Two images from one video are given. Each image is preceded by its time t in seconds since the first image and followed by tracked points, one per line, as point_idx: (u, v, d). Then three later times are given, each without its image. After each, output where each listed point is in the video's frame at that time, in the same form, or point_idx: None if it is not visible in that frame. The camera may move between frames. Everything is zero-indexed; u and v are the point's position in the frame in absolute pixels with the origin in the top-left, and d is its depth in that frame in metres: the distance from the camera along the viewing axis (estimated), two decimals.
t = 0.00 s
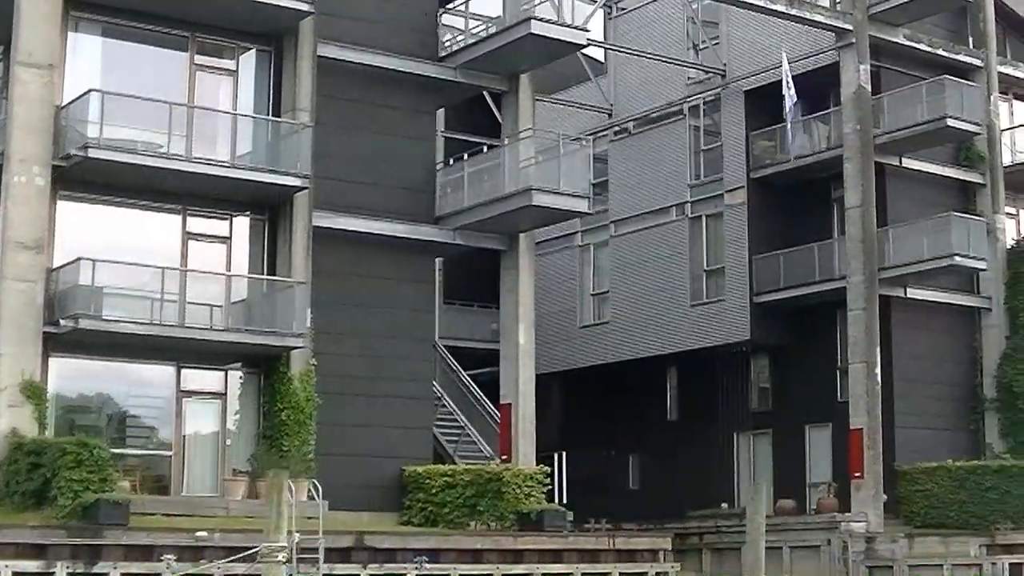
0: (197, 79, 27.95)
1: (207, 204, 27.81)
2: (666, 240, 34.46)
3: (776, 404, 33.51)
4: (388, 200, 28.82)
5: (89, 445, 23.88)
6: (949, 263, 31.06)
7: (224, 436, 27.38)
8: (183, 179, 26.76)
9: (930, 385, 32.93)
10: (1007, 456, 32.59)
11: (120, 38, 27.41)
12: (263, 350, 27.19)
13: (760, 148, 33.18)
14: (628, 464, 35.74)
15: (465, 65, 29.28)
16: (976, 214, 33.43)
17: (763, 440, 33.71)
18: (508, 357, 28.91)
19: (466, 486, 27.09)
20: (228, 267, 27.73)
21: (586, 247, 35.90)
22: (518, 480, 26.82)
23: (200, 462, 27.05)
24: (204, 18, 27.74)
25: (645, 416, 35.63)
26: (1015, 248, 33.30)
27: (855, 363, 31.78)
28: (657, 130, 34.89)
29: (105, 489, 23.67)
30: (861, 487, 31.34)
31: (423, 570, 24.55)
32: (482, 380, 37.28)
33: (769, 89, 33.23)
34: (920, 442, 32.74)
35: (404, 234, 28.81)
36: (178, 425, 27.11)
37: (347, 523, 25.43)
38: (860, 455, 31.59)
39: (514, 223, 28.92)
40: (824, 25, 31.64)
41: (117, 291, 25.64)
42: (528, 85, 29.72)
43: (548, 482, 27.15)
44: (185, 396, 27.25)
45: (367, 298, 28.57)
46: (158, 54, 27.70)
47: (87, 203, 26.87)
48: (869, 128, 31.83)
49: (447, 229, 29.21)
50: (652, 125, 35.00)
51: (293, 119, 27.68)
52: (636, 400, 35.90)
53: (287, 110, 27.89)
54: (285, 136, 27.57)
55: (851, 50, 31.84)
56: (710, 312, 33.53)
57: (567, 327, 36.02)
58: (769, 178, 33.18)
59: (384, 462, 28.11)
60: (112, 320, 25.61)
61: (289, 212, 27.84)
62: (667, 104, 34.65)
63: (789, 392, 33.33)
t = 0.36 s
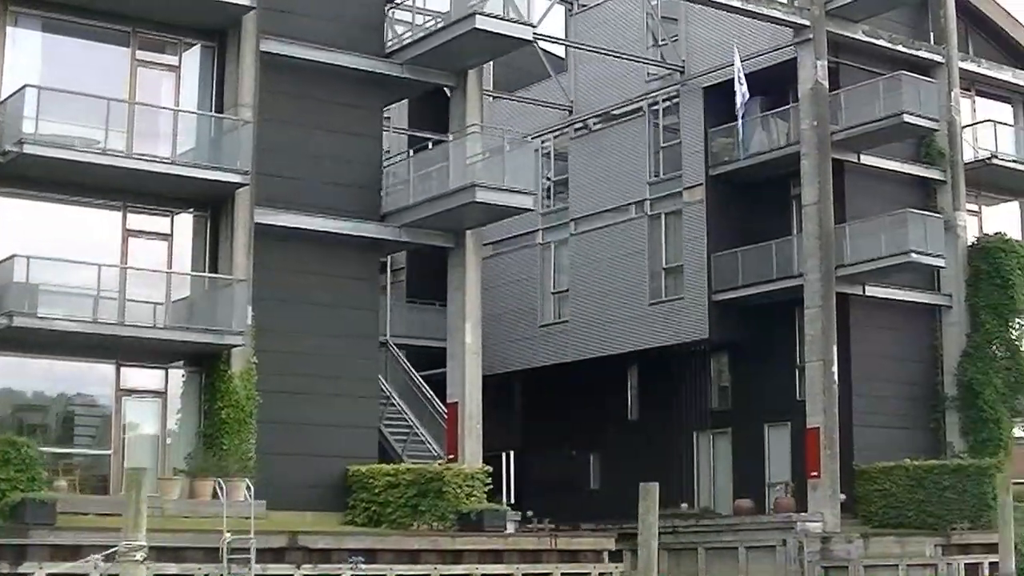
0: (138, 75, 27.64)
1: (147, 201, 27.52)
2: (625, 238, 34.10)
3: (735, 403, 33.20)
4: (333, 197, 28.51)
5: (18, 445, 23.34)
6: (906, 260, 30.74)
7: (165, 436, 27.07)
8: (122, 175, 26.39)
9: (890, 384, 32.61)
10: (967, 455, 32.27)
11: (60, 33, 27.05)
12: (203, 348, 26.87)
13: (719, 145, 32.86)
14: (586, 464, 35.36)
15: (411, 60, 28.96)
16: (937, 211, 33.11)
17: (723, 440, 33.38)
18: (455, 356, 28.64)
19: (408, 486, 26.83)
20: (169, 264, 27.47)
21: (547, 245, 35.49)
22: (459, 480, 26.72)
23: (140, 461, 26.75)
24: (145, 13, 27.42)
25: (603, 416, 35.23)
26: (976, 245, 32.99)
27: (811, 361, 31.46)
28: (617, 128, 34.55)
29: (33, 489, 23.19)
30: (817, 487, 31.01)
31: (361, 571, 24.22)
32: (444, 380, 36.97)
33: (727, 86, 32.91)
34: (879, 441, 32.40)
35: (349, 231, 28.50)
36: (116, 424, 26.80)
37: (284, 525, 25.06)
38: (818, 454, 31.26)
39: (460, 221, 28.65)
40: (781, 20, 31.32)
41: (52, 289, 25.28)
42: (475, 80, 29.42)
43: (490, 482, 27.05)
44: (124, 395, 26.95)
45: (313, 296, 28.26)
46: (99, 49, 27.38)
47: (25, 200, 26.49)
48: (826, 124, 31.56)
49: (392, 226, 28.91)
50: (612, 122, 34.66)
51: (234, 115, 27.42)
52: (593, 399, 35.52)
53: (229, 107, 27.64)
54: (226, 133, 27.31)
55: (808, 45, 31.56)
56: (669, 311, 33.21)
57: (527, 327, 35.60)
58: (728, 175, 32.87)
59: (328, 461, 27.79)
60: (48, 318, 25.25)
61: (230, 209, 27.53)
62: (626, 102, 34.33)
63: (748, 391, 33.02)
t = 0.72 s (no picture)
0: (75, 75, 27.39)
1: (83, 203, 27.27)
2: (580, 240, 33.78)
3: (692, 404, 32.88)
4: (275, 199, 28.27)
5: None
6: (858, 260, 30.42)
7: (101, 439, 26.79)
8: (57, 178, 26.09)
9: (847, 386, 32.25)
10: (924, 457, 31.94)
11: None
12: (140, 351, 26.57)
13: (673, 145, 32.61)
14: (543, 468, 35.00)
15: (354, 61, 28.72)
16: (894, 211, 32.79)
17: (679, 443, 33.02)
18: (398, 359, 28.39)
19: (347, 490, 26.57)
20: (106, 267, 27.20)
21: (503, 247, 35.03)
22: (397, 483, 26.52)
23: (75, 467, 26.46)
24: (83, 14, 27.16)
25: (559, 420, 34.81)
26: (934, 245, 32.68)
27: (764, 363, 31.16)
28: (572, 129, 34.19)
29: None
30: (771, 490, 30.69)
31: None
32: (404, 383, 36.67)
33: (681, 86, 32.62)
34: (837, 443, 32.06)
35: (291, 233, 28.24)
36: (52, 428, 26.52)
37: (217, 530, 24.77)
38: (771, 456, 30.93)
39: (404, 222, 28.41)
40: (733, 20, 31.00)
41: None
42: (420, 81, 29.19)
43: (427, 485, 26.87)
44: (60, 399, 26.67)
45: (254, 299, 28.00)
46: (36, 50, 27.10)
47: None
48: (780, 124, 31.27)
49: (335, 227, 28.66)
50: (568, 123, 34.28)
51: (172, 116, 27.11)
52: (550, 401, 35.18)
53: (168, 108, 27.36)
54: (163, 134, 26.99)
55: (762, 44, 31.27)
56: (625, 313, 32.89)
57: (483, 330, 35.22)
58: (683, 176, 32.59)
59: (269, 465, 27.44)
60: None
61: (168, 211, 27.26)
62: (582, 102, 34.02)
63: (705, 392, 32.70)
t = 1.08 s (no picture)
0: (13, 83, 27.06)
1: (20, 211, 26.96)
2: (536, 248, 33.47)
3: (649, 413, 32.57)
4: (216, 208, 27.99)
5: None
6: (811, 266, 30.12)
7: (38, 450, 26.46)
8: None
9: (805, 393, 31.94)
10: (882, 466, 31.62)
11: None
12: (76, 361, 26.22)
13: (628, 152, 32.33)
14: (502, 477, 34.64)
15: (297, 67, 28.45)
16: (852, 216, 32.49)
17: (636, 452, 32.69)
18: (341, 368, 28.13)
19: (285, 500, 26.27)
20: (42, 277, 26.86)
21: (462, 255, 34.68)
22: (334, 493, 26.21)
23: (9, 478, 26.10)
24: (20, 21, 26.84)
25: (518, 429, 34.46)
26: (891, 251, 32.38)
27: (718, 370, 30.86)
28: (528, 136, 33.87)
29: None
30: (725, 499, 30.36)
31: None
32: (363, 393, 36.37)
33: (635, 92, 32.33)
34: (794, 451, 31.73)
35: (231, 241, 27.97)
36: None
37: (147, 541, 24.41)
38: (725, 465, 30.61)
39: (346, 229, 28.15)
40: (685, 24, 30.71)
41: None
42: (364, 87, 28.95)
43: (366, 496, 26.55)
44: None
45: (193, 308, 27.72)
46: None
47: None
48: (733, 129, 30.98)
49: (276, 235, 28.37)
50: (524, 130, 33.96)
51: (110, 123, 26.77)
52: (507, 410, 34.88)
53: (106, 115, 27.02)
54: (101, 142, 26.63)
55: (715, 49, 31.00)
56: (581, 321, 32.58)
57: (440, 339, 34.84)
58: (639, 182, 32.31)
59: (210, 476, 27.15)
60: None
61: (106, 219, 26.93)
62: (537, 109, 33.71)
63: (661, 401, 32.40)
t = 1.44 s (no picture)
0: None
1: None
2: (492, 252, 33.16)
3: (608, 417, 32.26)
4: (159, 211, 27.56)
5: None
6: (766, 269, 29.80)
7: None
8: None
9: (761, 397, 31.63)
10: (841, 470, 31.32)
11: None
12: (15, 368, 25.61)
13: (585, 154, 32.05)
14: (462, 482, 34.32)
15: (241, 68, 27.99)
16: (811, 219, 32.19)
17: (594, 457, 32.38)
18: (285, 373, 27.86)
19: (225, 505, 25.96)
20: None
21: (421, 259, 34.36)
22: (272, 500, 25.96)
23: None
24: None
25: (479, 434, 34.13)
26: (851, 253, 32.07)
27: (674, 375, 30.55)
28: (486, 139, 33.56)
29: None
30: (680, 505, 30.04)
31: None
32: (325, 398, 36.08)
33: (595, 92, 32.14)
34: (752, 455, 31.41)
35: (174, 245, 27.57)
36: None
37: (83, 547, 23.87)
38: (681, 470, 30.29)
39: (291, 233, 27.83)
40: (641, 25, 30.38)
41: None
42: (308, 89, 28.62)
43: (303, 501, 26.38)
44: None
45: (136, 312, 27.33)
46: None
47: None
48: (688, 131, 30.69)
49: (220, 239, 28.00)
50: (482, 133, 33.64)
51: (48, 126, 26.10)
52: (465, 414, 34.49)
53: (45, 118, 26.35)
54: (40, 144, 25.88)
55: (671, 50, 30.70)
56: (538, 325, 32.27)
57: (400, 345, 34.45)
58: (596, 185, 32.01)
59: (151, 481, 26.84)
60: None
61: (46, 223, 26.33)
62: (496, 111, 33.37)
63: (620, 405, 32.09)
